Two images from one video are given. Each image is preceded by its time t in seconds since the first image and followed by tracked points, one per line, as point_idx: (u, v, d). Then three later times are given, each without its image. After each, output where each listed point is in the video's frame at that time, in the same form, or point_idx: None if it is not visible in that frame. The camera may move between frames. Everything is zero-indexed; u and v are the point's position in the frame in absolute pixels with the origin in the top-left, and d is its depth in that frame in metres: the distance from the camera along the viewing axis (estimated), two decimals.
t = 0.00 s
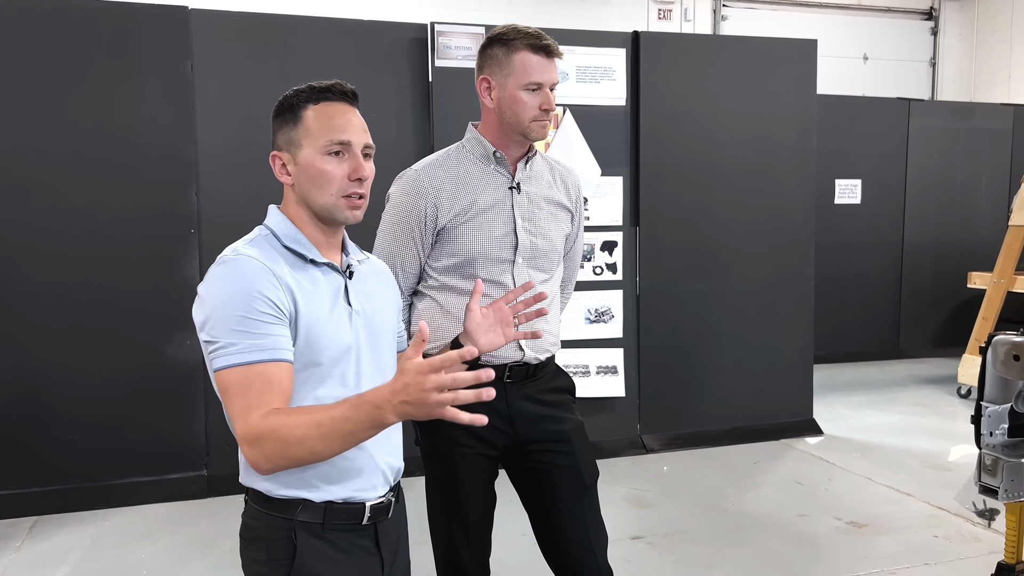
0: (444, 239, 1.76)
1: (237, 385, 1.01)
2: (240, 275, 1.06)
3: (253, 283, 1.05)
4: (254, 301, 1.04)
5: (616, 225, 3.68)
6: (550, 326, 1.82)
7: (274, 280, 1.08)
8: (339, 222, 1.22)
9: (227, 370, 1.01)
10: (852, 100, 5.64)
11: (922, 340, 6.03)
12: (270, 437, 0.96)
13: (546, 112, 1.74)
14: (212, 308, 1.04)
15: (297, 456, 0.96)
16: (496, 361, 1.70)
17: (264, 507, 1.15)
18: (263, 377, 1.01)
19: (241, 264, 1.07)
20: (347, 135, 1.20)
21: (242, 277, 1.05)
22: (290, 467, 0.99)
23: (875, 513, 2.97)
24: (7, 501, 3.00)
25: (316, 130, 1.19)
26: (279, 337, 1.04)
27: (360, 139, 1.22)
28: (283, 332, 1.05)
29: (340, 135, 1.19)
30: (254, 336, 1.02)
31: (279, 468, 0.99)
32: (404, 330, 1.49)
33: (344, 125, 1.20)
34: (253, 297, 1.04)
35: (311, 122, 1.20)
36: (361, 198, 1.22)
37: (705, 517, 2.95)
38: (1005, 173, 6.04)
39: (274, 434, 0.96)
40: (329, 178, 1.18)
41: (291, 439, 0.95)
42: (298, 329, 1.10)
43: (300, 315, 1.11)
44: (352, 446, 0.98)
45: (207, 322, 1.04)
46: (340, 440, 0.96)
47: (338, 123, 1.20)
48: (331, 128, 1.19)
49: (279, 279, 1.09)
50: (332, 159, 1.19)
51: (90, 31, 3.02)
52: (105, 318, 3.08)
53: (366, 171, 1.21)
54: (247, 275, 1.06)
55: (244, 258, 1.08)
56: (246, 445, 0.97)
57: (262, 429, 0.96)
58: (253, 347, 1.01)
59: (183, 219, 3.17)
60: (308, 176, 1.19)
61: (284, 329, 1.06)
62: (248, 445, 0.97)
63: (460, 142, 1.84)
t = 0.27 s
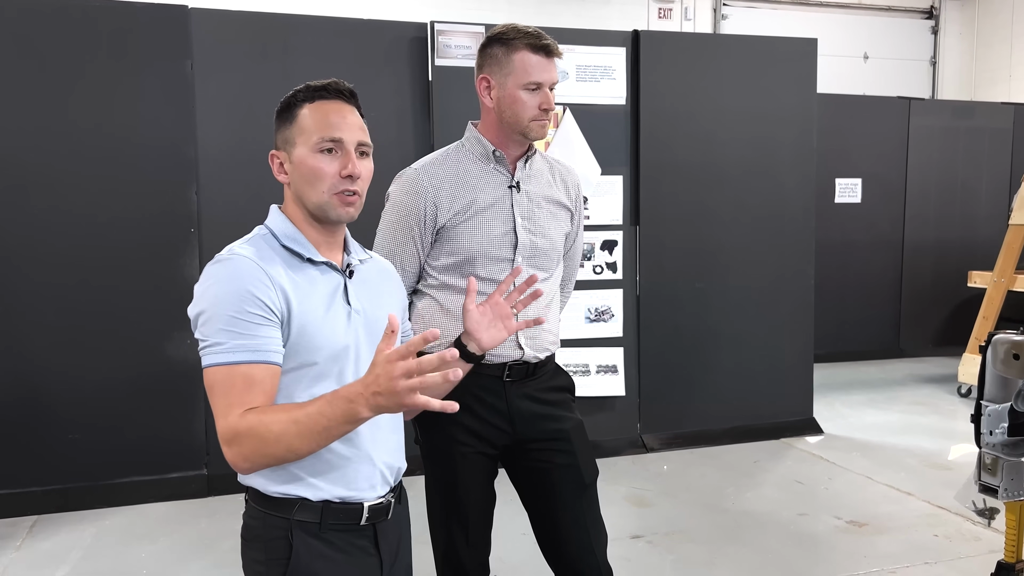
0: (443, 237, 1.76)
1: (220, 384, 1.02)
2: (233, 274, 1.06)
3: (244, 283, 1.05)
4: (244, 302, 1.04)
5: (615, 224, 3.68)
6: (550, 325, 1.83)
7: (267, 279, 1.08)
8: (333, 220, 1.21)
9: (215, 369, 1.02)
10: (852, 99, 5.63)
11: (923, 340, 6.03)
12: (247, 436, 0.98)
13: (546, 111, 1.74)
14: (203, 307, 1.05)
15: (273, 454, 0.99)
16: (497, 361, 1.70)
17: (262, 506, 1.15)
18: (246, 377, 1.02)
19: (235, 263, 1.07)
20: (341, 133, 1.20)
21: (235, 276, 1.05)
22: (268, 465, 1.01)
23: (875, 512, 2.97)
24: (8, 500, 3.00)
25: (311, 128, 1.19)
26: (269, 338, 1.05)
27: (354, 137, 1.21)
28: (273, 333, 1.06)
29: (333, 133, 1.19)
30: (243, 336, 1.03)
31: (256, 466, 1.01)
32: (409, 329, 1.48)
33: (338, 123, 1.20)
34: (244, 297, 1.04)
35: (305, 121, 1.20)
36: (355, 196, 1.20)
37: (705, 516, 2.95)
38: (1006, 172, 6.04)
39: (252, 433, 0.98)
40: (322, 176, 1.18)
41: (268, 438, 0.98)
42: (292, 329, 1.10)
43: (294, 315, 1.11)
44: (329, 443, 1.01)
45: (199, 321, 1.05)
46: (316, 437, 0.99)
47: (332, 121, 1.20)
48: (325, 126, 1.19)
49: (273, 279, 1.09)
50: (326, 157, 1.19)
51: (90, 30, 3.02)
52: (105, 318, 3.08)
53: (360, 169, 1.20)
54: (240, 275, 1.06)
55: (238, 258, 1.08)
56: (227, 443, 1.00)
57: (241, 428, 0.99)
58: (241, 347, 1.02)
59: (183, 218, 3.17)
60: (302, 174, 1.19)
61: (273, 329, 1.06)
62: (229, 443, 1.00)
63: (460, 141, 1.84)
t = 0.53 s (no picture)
0: (443, 237, 1.76)
1: (210, 383, 1.04)
2: (227, 273, 1.07)
3: (237, 282, 1.06)
4: (235, 302, 1.05)
5: (616, 223, 3.68)
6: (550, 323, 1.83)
7: (260, 279, 1.08)
8: (330, 220, 1.21)
9: (205, 367, 1.03)
10: (853, 98, 5.63)
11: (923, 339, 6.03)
12: (233, 437, 1.00)
13: (546, 110, 1.73)
14: (198, 306, 1.06)
15: (257, 457, 1.00)
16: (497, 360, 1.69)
17: (257, 505, 1.16)
18: (235, 377, 1.03)
19: (229, 262, 1.08)
20: (337, 132, 1.20)
21: (229, 276, 1.06)
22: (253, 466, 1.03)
23: (875, 512, 2.97)
24: (8, 500, 3.01)
25: (308, 128, 1.20)
26: (259, 338, 1.05)
27: (351, 136, 1.21)
28: (265, 334, 1.06)
29: (330, 132, 1.19)
30: (233, 336, 1.04)
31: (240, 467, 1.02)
32: (415, 330, 1.46)
33: (335, 123, 1.20)
34: (235, 297, 1.05)
35: (303, 121, 1.20)
36: (351, 196, 1.20)
37: (705, 515, 2.95)
38: (1006, 171, 6.04)
39: (236, 435, 1.00)
40: (318, 176, 1.18)
41: (251, 440, 0.99)
42: (285, 329, 1.10)
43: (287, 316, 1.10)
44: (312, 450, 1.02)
45: (193, 319, 1.07)
46: (299, 445, 1.00)
47: (329, 121, 1.20)
48: (322, 125, 1.19)
49: (268, 279, 1.10)
50: (322, 157, 1.19)
51: (91, 30, 3.02)
52: (105, 317, 3.08)
53: (356, 169, 1.19)
54: (233, 275, 1.07)
55: (234, 257, 1.09)
56: (213, 442, 1.02)
57: (227, 429, 1.00)
58: (231, 347, 1.03)
59: (183, 217, 3.17)
60: (299, 173, 1.19)
61: (264, 330, 1.06)
62: (215, 443, 1.01)
63: (460, 140, 1.84)
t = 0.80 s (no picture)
0: (444, 235, 1.76)
1: (204, 381, 1.04)
2: (223, 272, 1.07)
3: (233, 281, 1.06)
4: (231, 301, 1.05)
5: (616, 222, 3.68)
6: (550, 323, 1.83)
7: (257, 279, 1.09)
8: (331, 220, 1.21)
9: (199, 366, 1.04)
10: (853, 97, 5.63)
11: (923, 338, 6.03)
12: (223, 435, 1.00)
13: (546, 108, 1.74)
14: (194, 305, 1.06)
15: (246, 457, 1.00)
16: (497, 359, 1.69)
17: (254, 503, 1.16)
18: (228, 377, 1.04)
19: (226, 261, 1.08)
20: (340, 132, 1.20)
21: (226, 275, 1.07)
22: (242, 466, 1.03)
23: (875, 511, 2.97)
24: (8, 499, 3.01)
25: (310, 127, 1.20)
26: (254, 338, 1.06)
27: (354, 136, 1.21)
28: (260, 334, 1.06)
29: (332, 132, 1.19)
30: (227, 335, 1.04)
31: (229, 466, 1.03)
32: (419, 331, 1.47)
33: (337, 122, 1.20)
34: (231, 296, 1.05)
35: (306, 120, 1.20)
36: (353, 196, 1.20)
37: (705, 515, 2.95)
38: (1007, 170, 6.04)
39: (227, 434, 1.00)
40: (319, 175, 1.18)
41: (241, 440, 1.00)
42: (280, 329, 1.10)
43: (283, 315, 1.10)
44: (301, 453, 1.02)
45: (190, 317, 1.07)
46: (288, 447, 1.00)
47: (331, 120, 1.20)
48: (324, 125, 1.19)
49: (264, 279, 1.10)
50: (324, 157, 1.19)
51: (91, 30, 3.01)
52: (105, 316, 3.08)
53: (358, 168, 1.19)
54: (229, 274, 1.07)
55: (231, 256, 1.09)
56: (205, 440, 1.02)
57: (218, 427, 1.01)
58: (224, 346, 1.03)
59: (183, 216, 3.17)
60: (301, 173, 1.19)
61: (258, 329, 1.06)
62: (206, 441, 1.02)
63: (460, 139, 1.84)
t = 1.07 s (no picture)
0: (444, 235, 1.75)
1: (196, 379, 1.04)
2: (220, 272, 1.07)
3: (229, 281, 1.06)
4: (226, 300, 1.05)
5: (616, 222, 3.68)
6: (550, 322, 1.83)
7: (253, 278, 1.09)
8: (334, 220, 1.20)
9: (192, 364, 1.04)
10: (854, 97, 5.62)
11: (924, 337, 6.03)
12: (217, 432, 1.01)
13: (546, 108, 1.74)
14: (191, 303, 1.07)
15: (241, 453, 1.02)
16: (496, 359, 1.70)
17: (251, 502, 1.16)
18: (220, 376, 1.04)
19: (224, 260, 1.08)
20: (344, 131, 1.20)
21: (223, 274, 1.07)
22: (235, 463, 1.04)
23: (876, 510, 2.97)
24: (8, 499, 3.01)
25: (314, 127, 1.20)
26: (248, 337, 1.06)
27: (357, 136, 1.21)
28: (255, 333, 1.07)
29: (336, 131, 1.19)
30: (221, 335, 1.04)
31: (221, 463, 1.03)
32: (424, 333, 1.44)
33: (341, 122, 1.20)
34: (226, 295, 1.05)
35: (310, 119, 1.20)
36: (356, 196, 1.20)
37: (706, 514, 2.95)
38: (1007, 169, 6.03)
39: (221, 431, 1.01)
40: (322, 175, 1.18)
41: (237, 436, 1.01)
42: (276, 328, 1.10)
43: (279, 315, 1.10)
44: (299, 448, 1.04)
45: (186, 316, 1.07)
46: (287, 441, 1.02)
47: (335, 120, 1.20)
48: (328, 124, 1.19)
49: (262, 278, 1.10)
50: (328, 156, 1.19)
51: (91, 29, 3.01)
52: (106, 316, 3.08)
53: (362, 168, 1.19)
54: (226, 274, 1.07)
55: (230, 255, 1.09)
56: (197, 438, 1.02)
57: (211, 425, 1.01)
58: (218, 345, 1.04)
59: (183, 216, 3.17)
60: (304, 172, 1.19)
61: (252, 329, 1.06)
62: (198, 438, 1.02)
63: (460, 139, 1.84)
